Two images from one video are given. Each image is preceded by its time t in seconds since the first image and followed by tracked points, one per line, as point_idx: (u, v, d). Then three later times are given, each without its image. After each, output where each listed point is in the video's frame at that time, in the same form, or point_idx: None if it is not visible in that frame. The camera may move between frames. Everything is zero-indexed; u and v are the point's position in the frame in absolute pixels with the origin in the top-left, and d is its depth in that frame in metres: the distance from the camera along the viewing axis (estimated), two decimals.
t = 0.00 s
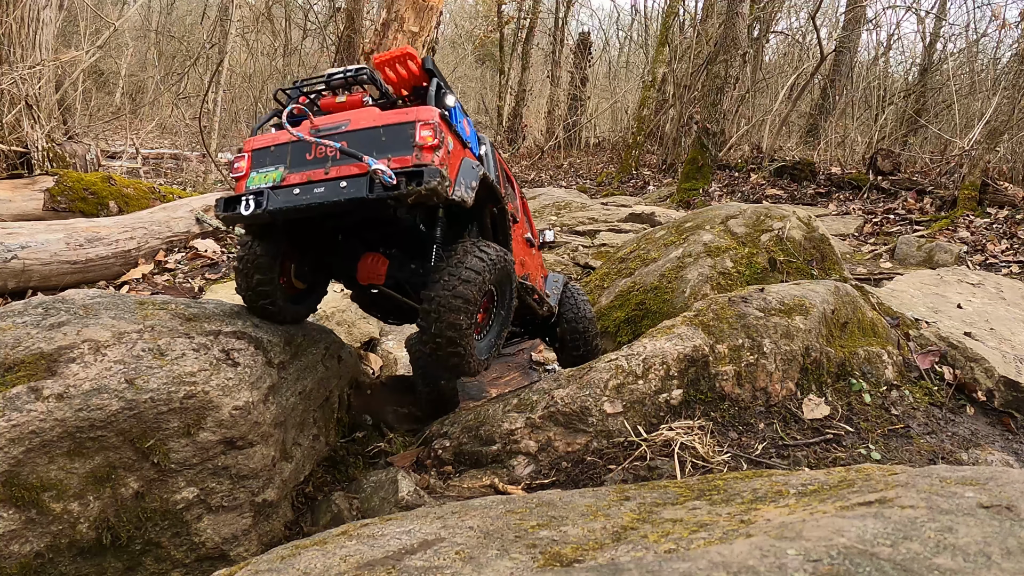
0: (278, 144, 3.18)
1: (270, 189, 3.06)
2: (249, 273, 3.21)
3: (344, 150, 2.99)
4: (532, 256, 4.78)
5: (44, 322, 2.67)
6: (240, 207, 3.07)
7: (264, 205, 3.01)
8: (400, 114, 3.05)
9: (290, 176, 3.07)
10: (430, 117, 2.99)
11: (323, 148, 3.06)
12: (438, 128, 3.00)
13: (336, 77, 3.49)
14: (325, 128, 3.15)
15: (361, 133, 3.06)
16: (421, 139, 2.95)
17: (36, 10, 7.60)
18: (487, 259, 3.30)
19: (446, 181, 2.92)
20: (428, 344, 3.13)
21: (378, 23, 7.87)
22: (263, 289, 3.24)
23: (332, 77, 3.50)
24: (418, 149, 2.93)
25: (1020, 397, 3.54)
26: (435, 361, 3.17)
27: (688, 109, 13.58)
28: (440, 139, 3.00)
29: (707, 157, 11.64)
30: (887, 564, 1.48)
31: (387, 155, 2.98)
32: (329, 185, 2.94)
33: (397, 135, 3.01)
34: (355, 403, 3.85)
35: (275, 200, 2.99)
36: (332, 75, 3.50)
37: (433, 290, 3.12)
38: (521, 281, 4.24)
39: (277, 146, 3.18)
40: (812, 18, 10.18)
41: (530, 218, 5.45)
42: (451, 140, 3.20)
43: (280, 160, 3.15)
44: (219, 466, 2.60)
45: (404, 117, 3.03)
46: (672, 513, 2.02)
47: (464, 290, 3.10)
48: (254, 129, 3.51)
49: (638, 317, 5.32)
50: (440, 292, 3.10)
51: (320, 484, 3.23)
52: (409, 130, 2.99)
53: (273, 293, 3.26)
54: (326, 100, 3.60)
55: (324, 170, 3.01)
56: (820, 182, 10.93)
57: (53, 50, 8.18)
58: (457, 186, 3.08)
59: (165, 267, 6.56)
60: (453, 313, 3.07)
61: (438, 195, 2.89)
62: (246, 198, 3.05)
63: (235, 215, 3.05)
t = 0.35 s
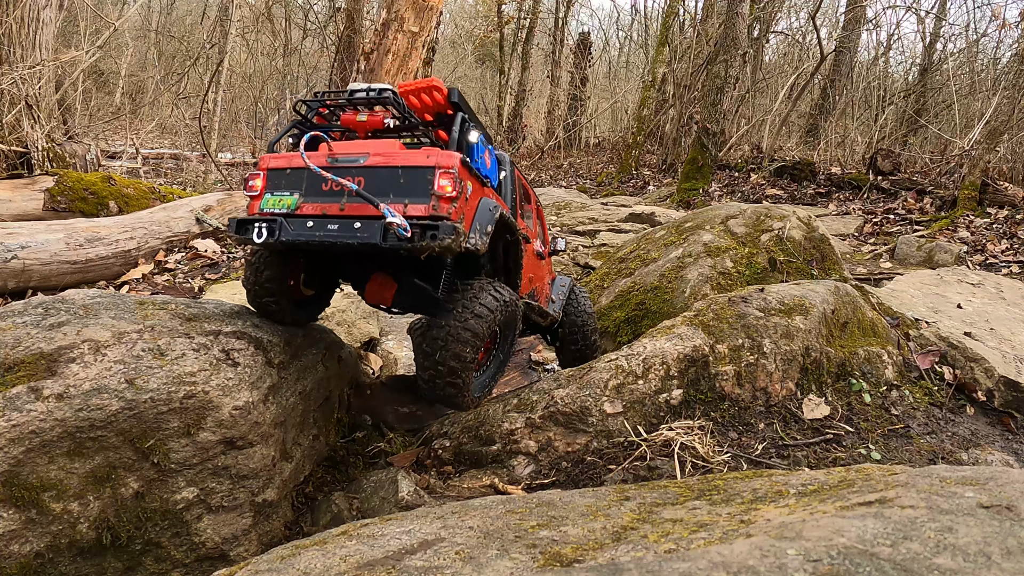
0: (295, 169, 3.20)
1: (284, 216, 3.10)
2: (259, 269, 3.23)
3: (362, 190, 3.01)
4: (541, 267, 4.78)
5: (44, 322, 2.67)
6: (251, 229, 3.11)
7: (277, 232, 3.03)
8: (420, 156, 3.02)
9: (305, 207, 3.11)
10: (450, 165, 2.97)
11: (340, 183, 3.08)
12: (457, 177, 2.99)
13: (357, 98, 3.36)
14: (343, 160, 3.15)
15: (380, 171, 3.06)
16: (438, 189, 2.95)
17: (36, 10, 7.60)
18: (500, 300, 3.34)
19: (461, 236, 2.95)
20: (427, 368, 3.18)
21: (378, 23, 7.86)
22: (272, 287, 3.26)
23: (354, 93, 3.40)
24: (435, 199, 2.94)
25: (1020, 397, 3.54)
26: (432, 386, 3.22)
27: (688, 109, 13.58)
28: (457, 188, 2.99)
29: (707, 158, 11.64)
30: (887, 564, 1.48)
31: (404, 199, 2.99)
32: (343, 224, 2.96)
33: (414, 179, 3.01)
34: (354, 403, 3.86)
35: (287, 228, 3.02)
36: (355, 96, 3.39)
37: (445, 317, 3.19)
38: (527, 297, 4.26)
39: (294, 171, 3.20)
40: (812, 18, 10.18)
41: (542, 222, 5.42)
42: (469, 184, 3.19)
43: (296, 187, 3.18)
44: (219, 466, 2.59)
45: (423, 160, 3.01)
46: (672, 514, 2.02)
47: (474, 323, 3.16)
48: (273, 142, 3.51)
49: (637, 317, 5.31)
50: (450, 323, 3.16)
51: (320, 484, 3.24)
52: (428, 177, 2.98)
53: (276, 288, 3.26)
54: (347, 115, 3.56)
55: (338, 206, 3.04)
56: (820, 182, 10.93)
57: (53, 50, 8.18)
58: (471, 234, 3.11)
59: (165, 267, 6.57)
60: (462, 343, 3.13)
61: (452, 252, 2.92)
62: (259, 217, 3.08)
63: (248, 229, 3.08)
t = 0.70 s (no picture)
0: (313, 186, 3.22)
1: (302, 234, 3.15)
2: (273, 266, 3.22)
3: (379, 217, 3.05)
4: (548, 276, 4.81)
5: (44, 322, 2.67)
6: (267, 243, 3.18)
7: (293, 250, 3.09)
8: (440, 186, 3.03)
9: (322, 226, 3.15)
10: (469, 199, 2.99)
11: (357, 207, 3.11)
12: (475, 211, 3.00)
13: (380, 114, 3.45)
14: (362, 182, 3.16)
15: (399, 197, 3.08)
16: (456, 223, 2.98)
17: (36, 10, 7.59)
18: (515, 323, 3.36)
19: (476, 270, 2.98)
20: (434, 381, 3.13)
21: (378, 23, 7.86)
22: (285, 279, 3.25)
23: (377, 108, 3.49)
24: (452, 232, 2.97)
25: (1021, 397, 3.54)
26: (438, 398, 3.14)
27: (688, 109, 13.58)
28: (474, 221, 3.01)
29: (707, 158, 11.64)
30: (887, 564, 1.48)
31: (420, 229, 3.02)
32: (360, 251, 3.02)
33: (432, 210, 3.03)
34: (356, 402, 3.85)
35: (304, 249, 3.09)
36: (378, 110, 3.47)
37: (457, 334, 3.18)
38: (534, 309, 4.28)
39: (312, 188, 3.23)
40: (812, 18, 10.18)
41: (551, 229, 5.47)
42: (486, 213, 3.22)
43: (314, 204, 3.21)
44: (219, 466, 2.59)
45: (443, 191, 3.02)
46: (672, 513, 2.02)
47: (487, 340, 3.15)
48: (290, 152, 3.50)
49: (638, 317, 5.31)
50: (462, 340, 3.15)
51: (320, 484, 3.24)
52: (446, 209, 3.00)
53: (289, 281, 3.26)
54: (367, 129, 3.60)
55: (355, 230, 3.09)
56: (820, 182, 10.93)
57: (53, 50, 8.18)
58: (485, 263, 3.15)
59: (165, 267, 6.57)
60: (477, 355, 3.11)
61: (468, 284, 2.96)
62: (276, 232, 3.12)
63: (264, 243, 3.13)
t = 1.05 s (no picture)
0: (338, 205, 3.39)
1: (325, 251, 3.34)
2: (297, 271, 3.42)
3: (402, 243, 3.23)
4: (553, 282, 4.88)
5: (44, 322, 2.67)
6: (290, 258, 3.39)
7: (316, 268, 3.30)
8: (461, 218, 3.21)
9: (344, 245, 3.34)
10: (488, 232, 3.16)
11: (380, 231, 3.29)
12: (494, 244, 3.19)
13: (404, 133, 3.81)
14: (386, 207, 3.32)
15: (422, 225, 3.25)
16: (475, 256, 3.16)
17: (36, 10, 7.59)
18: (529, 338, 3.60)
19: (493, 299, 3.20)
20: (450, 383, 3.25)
21: (378, 23, 7.86)
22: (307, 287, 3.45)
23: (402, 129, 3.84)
24: (470, 264, 3.15)
25: (1021, 397, 3.53)
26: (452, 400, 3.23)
27: (688, 109, 13.57)
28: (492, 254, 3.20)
29: (707, 158, 11.64)
30: (888, 564, 1.48)
31: (440, 257, 3.21)
32: (380, 275, 3.21)
33: (452, 240, 3.21)
34: (358, 401, 3.87)
35: (327, 267, 3.29)
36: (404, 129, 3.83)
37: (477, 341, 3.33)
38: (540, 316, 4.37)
39: (337, 207, 3.40)
40: (812, 18, 10.18)
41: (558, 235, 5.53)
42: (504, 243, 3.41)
43: (337, 223, 3.38)
44: (219, 466, 2.59)
45: (464, 224, 3.19)
46: (672, 513, 2.02)
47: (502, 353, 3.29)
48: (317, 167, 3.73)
49: (638, 317, 5.31)
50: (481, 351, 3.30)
51: (320, 484, 3.24)
52: (466, 241, 3.18)
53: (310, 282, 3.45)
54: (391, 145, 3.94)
55: (377, 253, 3.27)
56: (820, 182, 10.92)
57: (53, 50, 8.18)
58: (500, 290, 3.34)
59: (165, 267, 6.57)
60: (506, 344, 3.33)
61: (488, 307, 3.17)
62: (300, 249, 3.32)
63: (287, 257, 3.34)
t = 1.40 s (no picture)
0: (356, 204, 3.43)
1: (346, 248, 3.37)
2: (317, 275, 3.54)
3: (418, 236, 3.28)
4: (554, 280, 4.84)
5: (44, 322, 2.67)
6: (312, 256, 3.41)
7: (338, 263, 3.32)
8: (472, 210, 3.27)
9: (364, 242, 3.37)
10: (497, 222, 3.23)
11: (397, 226, 3.33)
12: (503, 233, 3.24)
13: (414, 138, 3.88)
14: (402, 203, 3.37)
15: (435, 218, 3.31)
16: (486, 244, 3.21)
17: (36, 10, 7.59)
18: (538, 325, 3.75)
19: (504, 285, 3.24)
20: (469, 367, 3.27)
21: (378, 23, 7.86)
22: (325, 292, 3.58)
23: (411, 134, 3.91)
24: (482, 251, 3.20)
25: (1021, 397, 3.53)
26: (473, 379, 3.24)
27: (688, 109, 13.58)
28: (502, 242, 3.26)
29: (707, 158, 11.63)
30: (887, 564, 1.48)
31: (453, 248, 3.26)
32: (399, 266, 3.24)
33: (465, 231, 3.26)
34: (358, 401, 3.87)
35: (349, 261, 3.31)
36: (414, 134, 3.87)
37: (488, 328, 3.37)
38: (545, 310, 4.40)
39: (354, 206, 3.45)
40: (812, 18, 10.18)
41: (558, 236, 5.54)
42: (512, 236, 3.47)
43: (356, 222, 3.42)
44: (219, 466, 2.59)
45: (475, 215, 3.26)
46: (672, 513, 2.02)
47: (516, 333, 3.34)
48: (333, 172, 3.76)
49: (638, 317, 5.31)
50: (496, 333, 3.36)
51: (320, 484, 3.23)
52: (477, 231, 3.24)
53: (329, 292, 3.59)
54: (400, 150, 3.97)
55: (394, 246, 3.30)
56: (820, 182, 10.92)
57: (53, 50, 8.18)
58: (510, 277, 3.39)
59: (165, 267, 6.57)
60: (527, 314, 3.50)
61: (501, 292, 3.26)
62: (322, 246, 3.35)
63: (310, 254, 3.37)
